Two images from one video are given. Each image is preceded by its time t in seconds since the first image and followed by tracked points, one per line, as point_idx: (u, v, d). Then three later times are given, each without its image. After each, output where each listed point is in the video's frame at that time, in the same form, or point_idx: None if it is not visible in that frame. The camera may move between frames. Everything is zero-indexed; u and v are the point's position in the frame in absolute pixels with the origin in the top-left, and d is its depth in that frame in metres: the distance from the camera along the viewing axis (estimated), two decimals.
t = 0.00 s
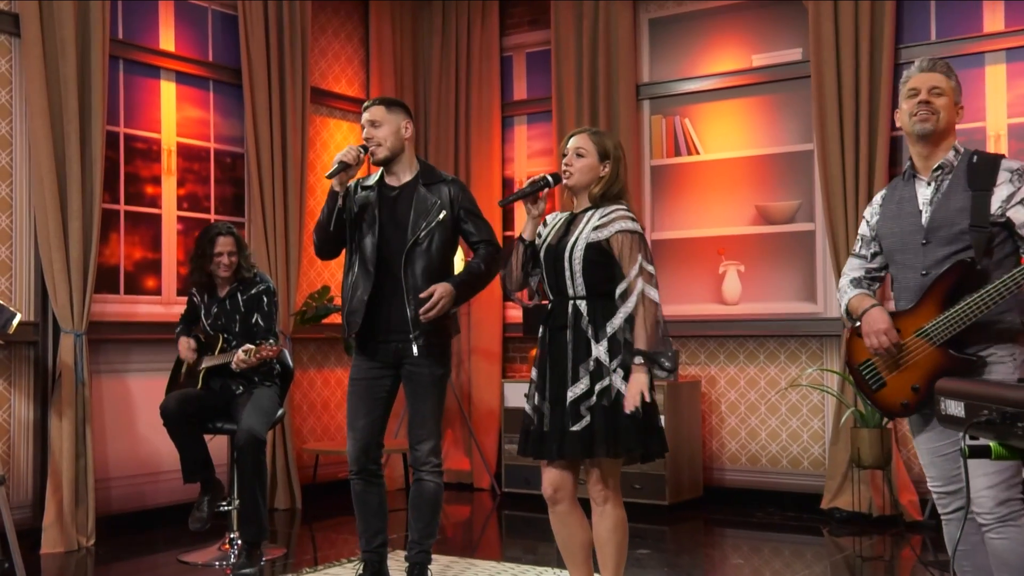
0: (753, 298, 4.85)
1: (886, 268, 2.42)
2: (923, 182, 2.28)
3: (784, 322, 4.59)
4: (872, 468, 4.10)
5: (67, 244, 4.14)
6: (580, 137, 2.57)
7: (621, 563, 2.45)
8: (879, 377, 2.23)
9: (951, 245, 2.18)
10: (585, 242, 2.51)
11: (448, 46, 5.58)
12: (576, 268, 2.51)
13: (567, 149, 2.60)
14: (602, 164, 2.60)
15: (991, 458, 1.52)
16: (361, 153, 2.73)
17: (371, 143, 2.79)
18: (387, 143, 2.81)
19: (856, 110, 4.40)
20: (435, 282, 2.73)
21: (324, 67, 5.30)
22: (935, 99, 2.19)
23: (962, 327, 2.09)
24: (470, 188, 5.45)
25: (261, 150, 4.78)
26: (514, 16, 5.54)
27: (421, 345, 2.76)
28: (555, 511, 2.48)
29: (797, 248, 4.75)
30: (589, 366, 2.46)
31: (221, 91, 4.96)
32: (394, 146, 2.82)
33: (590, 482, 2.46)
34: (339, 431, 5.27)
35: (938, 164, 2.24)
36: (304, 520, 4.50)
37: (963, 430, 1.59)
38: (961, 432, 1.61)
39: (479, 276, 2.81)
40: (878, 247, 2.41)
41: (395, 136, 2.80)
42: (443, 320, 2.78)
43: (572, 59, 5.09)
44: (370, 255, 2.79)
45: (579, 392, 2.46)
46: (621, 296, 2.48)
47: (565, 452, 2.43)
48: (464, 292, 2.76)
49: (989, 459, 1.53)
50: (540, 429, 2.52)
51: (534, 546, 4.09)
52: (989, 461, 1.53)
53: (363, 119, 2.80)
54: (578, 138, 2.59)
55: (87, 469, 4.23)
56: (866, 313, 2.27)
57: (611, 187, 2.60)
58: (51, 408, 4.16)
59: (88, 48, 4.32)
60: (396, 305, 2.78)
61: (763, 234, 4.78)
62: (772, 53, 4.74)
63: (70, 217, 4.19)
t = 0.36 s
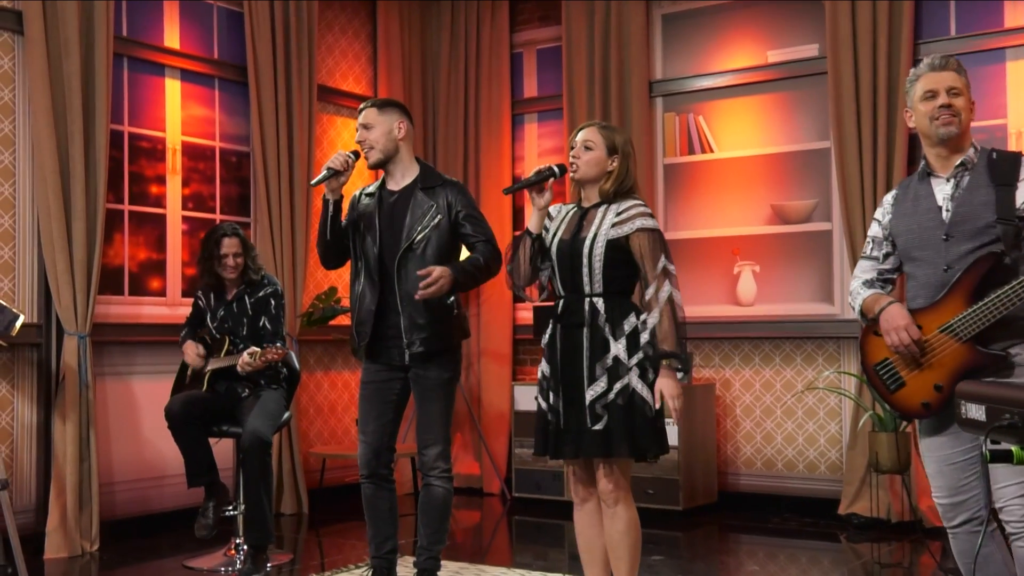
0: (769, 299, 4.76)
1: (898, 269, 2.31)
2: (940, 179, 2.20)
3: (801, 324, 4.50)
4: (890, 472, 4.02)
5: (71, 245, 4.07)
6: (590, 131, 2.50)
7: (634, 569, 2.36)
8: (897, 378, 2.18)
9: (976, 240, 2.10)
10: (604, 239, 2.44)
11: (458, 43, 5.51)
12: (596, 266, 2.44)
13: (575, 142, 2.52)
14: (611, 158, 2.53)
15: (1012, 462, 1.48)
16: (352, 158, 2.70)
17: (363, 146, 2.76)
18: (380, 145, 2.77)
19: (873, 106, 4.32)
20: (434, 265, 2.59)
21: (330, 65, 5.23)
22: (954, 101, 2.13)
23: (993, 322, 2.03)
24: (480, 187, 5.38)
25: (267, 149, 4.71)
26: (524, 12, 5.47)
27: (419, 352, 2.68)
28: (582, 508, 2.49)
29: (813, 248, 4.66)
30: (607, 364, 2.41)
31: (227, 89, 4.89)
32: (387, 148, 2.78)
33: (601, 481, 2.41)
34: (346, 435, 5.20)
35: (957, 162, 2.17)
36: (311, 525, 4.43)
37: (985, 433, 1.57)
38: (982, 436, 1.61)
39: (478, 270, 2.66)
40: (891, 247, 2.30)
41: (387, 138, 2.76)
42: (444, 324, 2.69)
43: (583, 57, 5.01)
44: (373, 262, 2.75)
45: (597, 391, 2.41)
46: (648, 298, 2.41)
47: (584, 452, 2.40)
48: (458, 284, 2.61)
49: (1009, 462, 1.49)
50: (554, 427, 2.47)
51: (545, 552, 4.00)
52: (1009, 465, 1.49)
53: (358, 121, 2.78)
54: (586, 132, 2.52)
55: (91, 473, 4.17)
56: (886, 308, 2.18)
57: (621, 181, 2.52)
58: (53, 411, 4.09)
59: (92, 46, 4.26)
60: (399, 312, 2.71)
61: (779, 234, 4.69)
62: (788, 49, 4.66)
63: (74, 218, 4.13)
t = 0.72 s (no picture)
0: (784, 300, 4.66)
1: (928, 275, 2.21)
2: (971, 183, 2.12)
3: (817, 325, 4.41)
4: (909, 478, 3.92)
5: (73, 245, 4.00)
6: (599, 131, 2.47)
7: None
8: (909, 379, 2.17)
9: (1000, 242, 2.02)
10: (630, 245, 2.42)
11: (466, 40, 5.43)
12: (621, 273, 2.42)
13: (585, 144, 2.48)
14: (622, 158, 2.49)
15: None
16: (347, 162, 2.65)
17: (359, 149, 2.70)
18: (375, 147, 2.70)
19: (891, 102, 4.23)
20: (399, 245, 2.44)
21: (337, 61, 5.15)
22: (982, 106, 2.04)
23: (1000, 328, 1.98)
24: (489, 186, 5.30)
25: (272, 147, 4.64)
26: (533, 7, 5.38)
27: (419, 354, 2.61)
28: (588, 515, 2.46)
29: (829, 248, 4.57)
30: (630, 373, 2.39)
31: (231, 86, 4.82)
32: (383, 150, 2.71)
33: (602, 489, 2.37)
34: (353, 438, 5.12)
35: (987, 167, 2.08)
36: (317, 530, 4.35)
37: (1006, 437, 1.58)
38: (1003, 440, 1.60)
39: (446, 264, 2.54)
40: (920, 252, 2.21)
41: (382, 139, 2.69)
42: (445, 327, 2.62)
43: (594, 53, 4.92)
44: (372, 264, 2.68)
45: (619, 401, 2.38)
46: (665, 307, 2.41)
47: (605, 462, 2.37)
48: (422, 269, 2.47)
49: None
50: (568, 436, 2.45)
51: (556, 558, 3.92)
52: None
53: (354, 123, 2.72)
54: (596, 133, 2.49)
55: (93, 477, 4.10)
56: (897, 306, 2.16)
57: (637, 182, 2.49)
58: (56, 414, 4.02)
59: (95, 42, 4.19)
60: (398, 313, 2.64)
61: (794, 233, 4.60)
62: (804, 44, 4.57)
63: (76, 217, 4.06)
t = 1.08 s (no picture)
0: (799, 301, 4.58)
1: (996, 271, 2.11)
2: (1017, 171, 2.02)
3: (833, 326, 4.32)
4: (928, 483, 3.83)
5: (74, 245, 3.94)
6: (609, 129, 2.41)
7: None
8: (937, 374, 2.05)
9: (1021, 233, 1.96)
10: (646, 249, 2.36)
11: (474, 35, 5.35)
12: (636, 277, 2.36)
13: (596, 142, 2.43)
14: (635, 156, 2.44)
15: None
16: (343, 159, 2.58)
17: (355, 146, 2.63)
18: (372, 143, 2.63)
19: (908, 98, 4.14)
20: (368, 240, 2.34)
21: (342, 58, 5.08)
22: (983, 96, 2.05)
23: (1004, 321, 1.91)
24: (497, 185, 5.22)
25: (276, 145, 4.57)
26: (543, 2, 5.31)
27: (411, 353, 2.54)
28: (598, 521, 2.40)
29: (845, 247, 4.49)
30: (648, 380, 2.33)
31: (235, 83, 4.74)
32: (380, 146, 2.64)
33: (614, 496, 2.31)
34: (358, 441, 5.04)
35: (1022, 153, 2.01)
36: (323, 535, 4.27)
37: None
38: None
39: (420, 266, 2.42)
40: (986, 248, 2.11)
41: (379, 136, 2.62)
42: (438, 325, 2.54)
43: (605, 48, 4.84)
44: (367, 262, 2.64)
45: (638, 410, 2.31)
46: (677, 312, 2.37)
47: (627, 470, 2.29)
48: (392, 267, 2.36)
49: None
50: (579, 444, 2.38)
51: (566, 564, 3.83)
52: None
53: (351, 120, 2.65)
54: (606, 131, 2.43)
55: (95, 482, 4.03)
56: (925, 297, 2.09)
57: (648, 182, 2.45)
58: (57, 417, 3.95)
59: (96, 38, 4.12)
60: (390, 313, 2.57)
61: (810, 232, 4.51)
62: (819, 39, 4.49)
63: (77, 216, 3.99)
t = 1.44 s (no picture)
0: (814, 301, 4.50)
1: None
2: None
3: (849, 327, 4.24)
4: (946, 487, 3.74)
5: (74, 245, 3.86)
6: (607, 124, 2.34)
7: None
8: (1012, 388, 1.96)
9: None
10: (652, 246, 2.27)
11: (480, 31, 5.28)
12: (644, 273, 2.28)
13: (594, 139, 2.35)
14: (635, 151, 2.35)
15: None
16: (339, 158, 2.51)
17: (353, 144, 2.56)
18: (369, 141, 2.56)
19: (925, 94, 4.06)
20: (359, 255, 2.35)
21: (347, 54, 5.02)
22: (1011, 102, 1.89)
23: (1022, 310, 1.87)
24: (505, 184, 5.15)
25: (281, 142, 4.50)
26: None
27: (408, 355, 2.48)
28: (611, 525, 2.34)
29: (860, 246, 4.41)
30: (661, 378, 2.25)
31: (237, 81, 4.67)
32: (377, 144, 2.57)
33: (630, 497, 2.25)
34: (364, 445, 4.97)
35: None
36: (327, 540, 4.20)
37: None
38: None
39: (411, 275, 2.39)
40: None
41: (376, 134, 2.55)
42: (434, 326, 2.47)
43: (614, 44, 4.76)
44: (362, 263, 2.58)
45: (652, 411, 2.24)
46: (689, 309, 2.30)
47: (643, 472, 2.22)
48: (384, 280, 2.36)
49: None
50: (593, 447, 2.31)
51: (575, 570, 3.75)
52: None
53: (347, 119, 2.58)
54: (606, 127, 2.36)
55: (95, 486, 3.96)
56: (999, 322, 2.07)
57: (653, 174, 2.35)
58: (57, 419, 3.88)
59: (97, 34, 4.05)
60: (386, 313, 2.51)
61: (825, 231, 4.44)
62: (833, 34, 4.41)
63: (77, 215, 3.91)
